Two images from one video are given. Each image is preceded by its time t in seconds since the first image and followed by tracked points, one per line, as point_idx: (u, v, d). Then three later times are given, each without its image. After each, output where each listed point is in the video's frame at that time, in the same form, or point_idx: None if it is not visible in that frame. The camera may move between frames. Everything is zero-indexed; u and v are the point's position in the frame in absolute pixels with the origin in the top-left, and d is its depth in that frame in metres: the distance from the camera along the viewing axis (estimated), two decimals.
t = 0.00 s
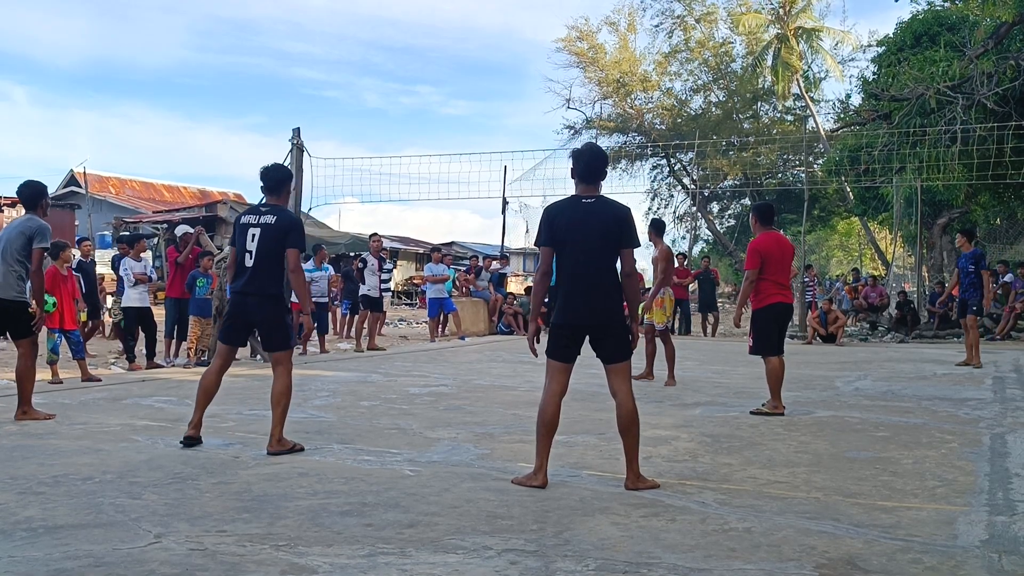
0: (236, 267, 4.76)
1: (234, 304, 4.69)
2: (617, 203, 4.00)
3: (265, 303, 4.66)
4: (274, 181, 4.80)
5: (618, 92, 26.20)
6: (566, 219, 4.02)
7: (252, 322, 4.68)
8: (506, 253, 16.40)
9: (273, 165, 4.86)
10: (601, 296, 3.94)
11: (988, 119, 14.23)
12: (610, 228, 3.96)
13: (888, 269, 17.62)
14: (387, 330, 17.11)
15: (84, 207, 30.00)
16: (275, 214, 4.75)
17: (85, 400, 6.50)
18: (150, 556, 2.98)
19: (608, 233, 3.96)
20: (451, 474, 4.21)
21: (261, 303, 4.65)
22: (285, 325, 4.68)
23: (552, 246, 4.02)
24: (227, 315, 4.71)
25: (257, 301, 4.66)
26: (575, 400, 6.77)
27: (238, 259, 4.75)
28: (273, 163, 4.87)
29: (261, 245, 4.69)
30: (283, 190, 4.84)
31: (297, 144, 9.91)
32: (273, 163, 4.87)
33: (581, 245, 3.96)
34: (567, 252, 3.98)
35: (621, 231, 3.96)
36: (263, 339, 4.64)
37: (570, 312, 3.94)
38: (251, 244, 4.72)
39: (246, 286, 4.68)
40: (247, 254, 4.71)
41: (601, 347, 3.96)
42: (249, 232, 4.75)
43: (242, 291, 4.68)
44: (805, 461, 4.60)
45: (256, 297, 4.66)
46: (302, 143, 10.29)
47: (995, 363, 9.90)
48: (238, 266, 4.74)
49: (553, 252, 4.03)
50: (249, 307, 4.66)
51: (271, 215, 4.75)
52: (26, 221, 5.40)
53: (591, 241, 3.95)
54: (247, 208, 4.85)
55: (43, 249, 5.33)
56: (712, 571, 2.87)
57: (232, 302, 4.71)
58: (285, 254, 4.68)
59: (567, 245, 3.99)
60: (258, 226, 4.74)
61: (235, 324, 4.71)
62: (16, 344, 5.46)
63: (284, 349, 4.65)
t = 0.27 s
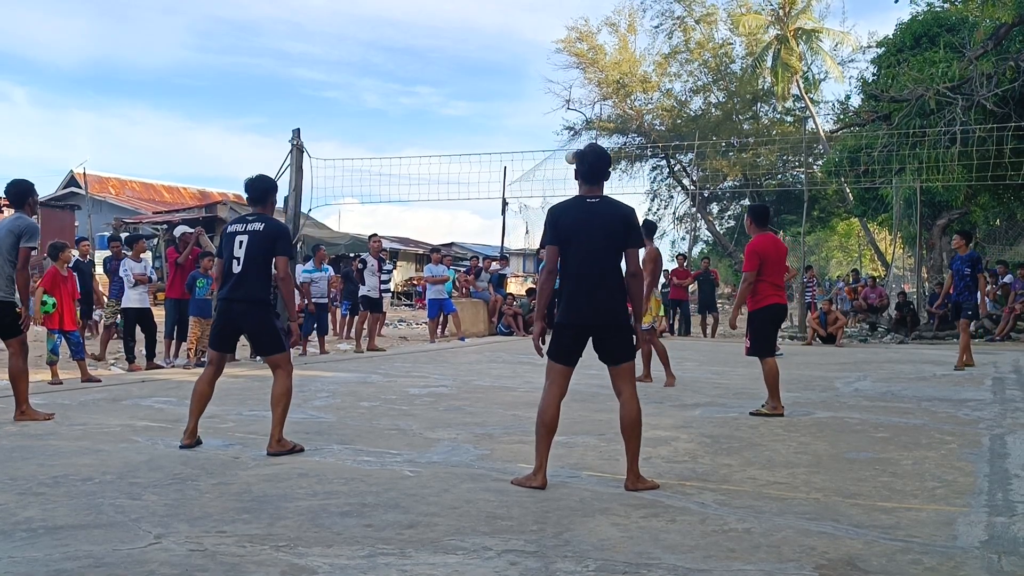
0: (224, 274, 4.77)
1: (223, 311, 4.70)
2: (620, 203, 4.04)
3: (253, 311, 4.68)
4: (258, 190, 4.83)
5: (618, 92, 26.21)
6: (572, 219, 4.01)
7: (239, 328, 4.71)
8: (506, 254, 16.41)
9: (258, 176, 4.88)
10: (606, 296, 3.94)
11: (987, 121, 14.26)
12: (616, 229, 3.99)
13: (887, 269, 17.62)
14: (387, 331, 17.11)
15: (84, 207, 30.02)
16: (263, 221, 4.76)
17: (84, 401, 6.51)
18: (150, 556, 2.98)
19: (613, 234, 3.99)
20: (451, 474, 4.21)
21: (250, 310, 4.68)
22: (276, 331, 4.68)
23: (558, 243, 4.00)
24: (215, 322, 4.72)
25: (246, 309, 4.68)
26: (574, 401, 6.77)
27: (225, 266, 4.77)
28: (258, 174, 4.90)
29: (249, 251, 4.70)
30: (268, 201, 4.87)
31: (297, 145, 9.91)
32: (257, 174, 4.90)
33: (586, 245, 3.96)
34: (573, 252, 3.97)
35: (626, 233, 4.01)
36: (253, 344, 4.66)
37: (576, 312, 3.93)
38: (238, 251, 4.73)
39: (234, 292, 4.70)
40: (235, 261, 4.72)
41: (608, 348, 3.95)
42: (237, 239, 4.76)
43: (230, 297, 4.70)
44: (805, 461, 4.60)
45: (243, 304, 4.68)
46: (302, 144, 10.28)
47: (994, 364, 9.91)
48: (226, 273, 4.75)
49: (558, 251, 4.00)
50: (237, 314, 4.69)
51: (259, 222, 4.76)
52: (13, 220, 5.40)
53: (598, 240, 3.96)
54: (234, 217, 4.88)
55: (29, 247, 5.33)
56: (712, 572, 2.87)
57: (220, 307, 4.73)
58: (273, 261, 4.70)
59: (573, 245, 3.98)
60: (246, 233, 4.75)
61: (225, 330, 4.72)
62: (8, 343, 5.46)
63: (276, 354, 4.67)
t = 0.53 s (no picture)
0: (222, 273, 4.79)
1: (222, 309, 4.72)
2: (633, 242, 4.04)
3: (251, 309, 4.70)
4: (252, 186, 4.82)
5: (618, 94, 26.25)
6: (586, 254, 4.03)
7: (239, 328, 4.74)
8: (507, 255, 16.42)
9: (254, 170, 4.87)
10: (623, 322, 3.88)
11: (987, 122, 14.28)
12: (629, 262, 3.98)
13: (887, 270, 17.64)
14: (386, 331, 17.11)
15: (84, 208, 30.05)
16: (257, 218, 4.77)
17: (84, 402, 6.51)
18: (150, 557, 2.98)
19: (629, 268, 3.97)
20: (450, 475, 4.22)
21: (248, 309, 4.70)
22: (274, 330, 4.69)
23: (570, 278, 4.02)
24: (216, 321, 4.75)
25: (244, 307, 4.70)
26: (574, 402, 6.77)
27: (223, 265, 4.78)
28: (255, 167, 4.88)
29: (244, 249, 4.72)
30: (263, 196, 4.85)
31: (297, 146, 9.91)
32: (255, 167, 4.88)
33: (599, 277, 3.95)
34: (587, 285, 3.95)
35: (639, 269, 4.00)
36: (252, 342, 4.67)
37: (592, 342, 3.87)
38: (234, 248, 4.75)
39: (231, 291, 4.72)
40: (231, 259, 4.74)
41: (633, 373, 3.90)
42: (233, 237, 4.78)
43: (229, 296, 4.72)
44: (804, 463, 4.60)
45: (241, 303, 4.70)
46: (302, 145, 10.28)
47: (994, 365, 9.90)
48: (224, 272, 4.77)
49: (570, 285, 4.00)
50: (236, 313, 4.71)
51: (253, 220, 4.77)
52: (8, 219, 5.40)
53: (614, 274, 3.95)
54: (229, 214, 4.90)
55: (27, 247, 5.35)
56: (711, 573, 2.87)
57: (219, 307, 4.74)
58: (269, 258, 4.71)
59: (587, 278, 3.96)
60: (241, 231, 4.77)
61: (224, 329, 4.76)
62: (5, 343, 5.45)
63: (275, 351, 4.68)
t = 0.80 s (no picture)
0: (220, 273, 4.81)
1: (222, 310, 4.75)
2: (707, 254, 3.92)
3: (250, 308, 4.72)
4: (245, 183, 4.81)
5: (617, 94, 26.25)
6: (655, 271, 3.93)
7: (240, 328, 4.75)
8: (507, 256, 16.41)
9: (251, 166, 4.85)
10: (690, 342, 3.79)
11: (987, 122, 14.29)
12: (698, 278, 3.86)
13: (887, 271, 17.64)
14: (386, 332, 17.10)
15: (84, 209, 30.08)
16: (250, 217, 4.77)
17: (84, 402, 6.51)
18: (149, 558, 2.98)
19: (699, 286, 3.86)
20: (450, 476, 4.21)
21: (248, 308, 4.72)
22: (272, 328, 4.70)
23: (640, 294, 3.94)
24: (216, 321, 4.78)
25: (243, 307, 4.72)
26: (574, 403, 6.77)
27: (220, 265, 4.81)
28: (254, 162, 4.87)
29: (238, 249, 4.73)
30: (258, 190, 4.82)
31: (297, 147, 9.91)
32: (254, 162, 4.87)
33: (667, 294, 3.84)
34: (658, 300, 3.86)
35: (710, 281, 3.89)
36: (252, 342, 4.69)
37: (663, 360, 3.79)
38: (229, 248, 4.77)
39: (230, 292, 4.74)
40: (227, 259, 4.76)
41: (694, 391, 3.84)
42: (227, 237, 4.80)
43: (227, 297, 4.74)
44: (804, 464, 4.60)
45: (239, 302, 4.72)
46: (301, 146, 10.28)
47: (995, 366, 9.90)
48: (221, 272, 4.80)
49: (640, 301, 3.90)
50: (236, 312, 4.73)
51: (246, 219, 4.78)
52: None
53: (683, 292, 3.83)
54: (224, 213, 4.91)
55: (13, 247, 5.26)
56: (711, 574, 2.87)
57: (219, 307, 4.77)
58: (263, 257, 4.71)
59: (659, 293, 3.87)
60: (235, 231, 4.78)
61: (226, 329, 4.78)
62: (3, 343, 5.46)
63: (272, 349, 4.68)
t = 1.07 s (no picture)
0: (218, 276, 4.84)
1: (222, 312, 4.77)
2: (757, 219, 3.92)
3: (249, 309, 4.73)
4: (239, 184, 4.83)
5: (617, 95, 26.26)
6: (707, 230, 3.90)
7: (240, 329, 4.76)
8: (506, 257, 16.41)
9: (248, 167, 4.87)
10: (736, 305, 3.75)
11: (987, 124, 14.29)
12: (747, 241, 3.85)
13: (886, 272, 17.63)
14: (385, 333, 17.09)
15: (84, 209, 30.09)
16: (243, 220, 4.78)
17: (83, 403, 6.50)
18: (149, 559, 2.98)
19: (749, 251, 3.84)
20: (450, 477, 4.21)
21: (247, 309, 4.73)
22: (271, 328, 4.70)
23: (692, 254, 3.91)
24: (217, 323, 4.80)
25: (241, 308, 4.74)
26: (574, 403, 6.76)
27: (218, 268, 4.83)
28: (252, 163, 4.88)
29: (233, 253, 4.75)
30: (250, 192, 4.82)
31: (296, 148, 9.91)
32: (251, 163, 4.88)
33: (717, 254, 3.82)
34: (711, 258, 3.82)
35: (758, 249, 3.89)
36: (252, 342, 4.70)
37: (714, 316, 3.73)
38: (224, 252, 4.78)
39: (228, 294, 4.76)
40: (223, 263, 4.78)
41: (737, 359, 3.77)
42: (223, 240, 4.82)
43: (226, 299, 4.76)
44: (803, 464, 4.60)
45: (238, 304, 4.73)
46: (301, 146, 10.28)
47: (994, 367, 9.90)
48: (219, 276, 4.82)
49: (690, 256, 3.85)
50: (235, 313, 4.74)
51: (239, 222, 4.79)
52: None
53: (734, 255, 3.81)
54: (221, 216, 4.93)
55: None
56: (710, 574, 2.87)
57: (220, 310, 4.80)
58: (257, 258, 4.71)
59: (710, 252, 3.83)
60: (229, 234, 4.80)
61: (227, 330, 4.79)
62: None
63: (271, 349, 4.69)
